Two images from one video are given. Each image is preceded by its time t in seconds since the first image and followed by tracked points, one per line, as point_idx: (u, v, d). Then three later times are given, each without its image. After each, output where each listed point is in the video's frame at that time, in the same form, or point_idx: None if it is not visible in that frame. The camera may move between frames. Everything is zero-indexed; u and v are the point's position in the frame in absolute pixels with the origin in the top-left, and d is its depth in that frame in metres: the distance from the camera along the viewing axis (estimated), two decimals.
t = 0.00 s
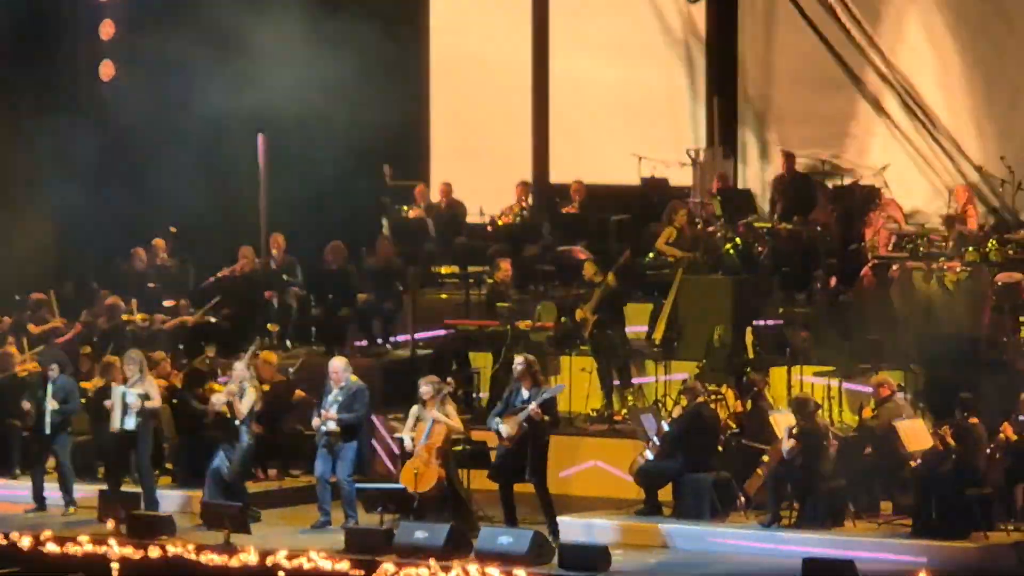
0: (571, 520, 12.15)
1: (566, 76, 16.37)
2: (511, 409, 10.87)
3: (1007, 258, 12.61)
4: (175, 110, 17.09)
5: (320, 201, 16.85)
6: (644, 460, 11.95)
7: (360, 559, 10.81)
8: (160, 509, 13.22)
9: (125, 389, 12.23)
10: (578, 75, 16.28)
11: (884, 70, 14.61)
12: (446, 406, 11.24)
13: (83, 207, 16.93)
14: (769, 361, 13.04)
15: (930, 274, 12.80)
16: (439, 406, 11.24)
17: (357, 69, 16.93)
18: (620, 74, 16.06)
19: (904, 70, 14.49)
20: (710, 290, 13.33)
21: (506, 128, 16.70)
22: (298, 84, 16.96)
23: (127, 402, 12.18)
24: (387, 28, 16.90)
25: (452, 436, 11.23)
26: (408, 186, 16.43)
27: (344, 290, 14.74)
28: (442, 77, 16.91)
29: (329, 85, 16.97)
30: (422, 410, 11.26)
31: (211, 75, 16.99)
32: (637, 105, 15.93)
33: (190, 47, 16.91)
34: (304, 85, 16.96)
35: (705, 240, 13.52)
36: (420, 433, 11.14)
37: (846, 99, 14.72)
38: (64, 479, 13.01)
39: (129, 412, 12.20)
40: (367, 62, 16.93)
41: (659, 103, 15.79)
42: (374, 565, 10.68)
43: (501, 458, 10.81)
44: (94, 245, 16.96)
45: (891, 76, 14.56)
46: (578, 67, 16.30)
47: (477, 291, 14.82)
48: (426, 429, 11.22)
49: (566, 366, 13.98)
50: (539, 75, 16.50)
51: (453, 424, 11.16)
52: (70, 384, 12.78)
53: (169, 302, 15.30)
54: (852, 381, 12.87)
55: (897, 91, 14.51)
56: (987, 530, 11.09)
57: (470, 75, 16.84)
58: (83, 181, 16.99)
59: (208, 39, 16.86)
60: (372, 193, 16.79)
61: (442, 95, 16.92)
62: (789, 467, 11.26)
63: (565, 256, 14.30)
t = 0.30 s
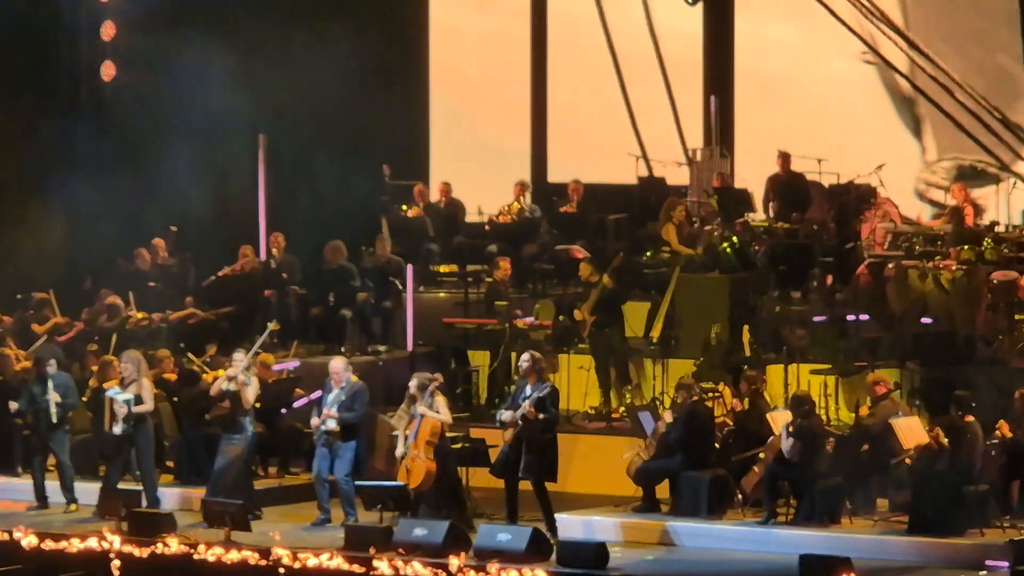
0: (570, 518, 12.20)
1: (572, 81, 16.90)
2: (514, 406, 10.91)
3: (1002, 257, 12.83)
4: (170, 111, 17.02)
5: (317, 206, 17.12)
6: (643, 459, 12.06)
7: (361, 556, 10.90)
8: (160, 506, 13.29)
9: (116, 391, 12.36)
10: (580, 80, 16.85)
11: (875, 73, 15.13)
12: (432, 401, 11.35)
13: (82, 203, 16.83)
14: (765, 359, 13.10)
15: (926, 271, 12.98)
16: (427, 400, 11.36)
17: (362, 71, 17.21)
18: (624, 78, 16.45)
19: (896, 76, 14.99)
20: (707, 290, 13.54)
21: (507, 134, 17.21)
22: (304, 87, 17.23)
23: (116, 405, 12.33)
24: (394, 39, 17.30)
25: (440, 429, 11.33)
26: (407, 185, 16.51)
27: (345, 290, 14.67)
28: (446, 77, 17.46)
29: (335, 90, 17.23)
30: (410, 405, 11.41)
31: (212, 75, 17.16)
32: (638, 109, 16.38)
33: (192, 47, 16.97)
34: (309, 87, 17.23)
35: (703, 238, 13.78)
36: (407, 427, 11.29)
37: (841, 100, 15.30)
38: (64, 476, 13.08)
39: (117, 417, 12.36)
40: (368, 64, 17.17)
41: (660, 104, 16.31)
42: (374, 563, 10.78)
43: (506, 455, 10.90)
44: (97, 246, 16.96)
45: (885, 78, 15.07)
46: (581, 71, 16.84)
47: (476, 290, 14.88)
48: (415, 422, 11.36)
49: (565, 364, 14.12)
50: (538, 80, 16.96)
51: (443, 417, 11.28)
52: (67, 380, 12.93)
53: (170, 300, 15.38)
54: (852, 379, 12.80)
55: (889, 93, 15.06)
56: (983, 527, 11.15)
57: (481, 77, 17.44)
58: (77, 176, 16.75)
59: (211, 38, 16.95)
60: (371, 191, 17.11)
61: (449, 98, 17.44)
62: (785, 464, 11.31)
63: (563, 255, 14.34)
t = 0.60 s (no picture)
0: (566, 513, 12.35)
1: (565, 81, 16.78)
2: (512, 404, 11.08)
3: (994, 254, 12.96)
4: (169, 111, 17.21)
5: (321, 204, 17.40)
6: (639, 457, 12.19)
7: (360, 552, 11.00)
8: (161, 502, 13.44)
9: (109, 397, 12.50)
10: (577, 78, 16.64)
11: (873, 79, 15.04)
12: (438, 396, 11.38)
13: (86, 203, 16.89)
14: (761, 356, 13.26)
15: (920, 270, 13.16)
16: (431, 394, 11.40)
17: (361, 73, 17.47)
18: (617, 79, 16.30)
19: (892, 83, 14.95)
20: (700, 287, 13.46)
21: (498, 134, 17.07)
22: (308, 88, 17.45)
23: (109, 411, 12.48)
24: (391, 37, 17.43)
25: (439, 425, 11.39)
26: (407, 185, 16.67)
27: (347, 287, 15.01)
28: (442, 78, 17.35)
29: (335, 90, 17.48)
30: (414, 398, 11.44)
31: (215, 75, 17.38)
32: (630, 111, 16.23)
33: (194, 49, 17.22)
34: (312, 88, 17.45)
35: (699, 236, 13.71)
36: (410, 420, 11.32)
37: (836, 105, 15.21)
38: (66, 473, 13.22)
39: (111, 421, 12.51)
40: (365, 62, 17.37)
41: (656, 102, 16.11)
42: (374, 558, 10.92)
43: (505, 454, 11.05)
44: (101, 245, 17.04)
45: (879, 87, 15.01)
46: (573, 73, 16.65)
47: (473, 289, 15.00)
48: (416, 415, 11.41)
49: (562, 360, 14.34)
50: (534, 83, 16.84)
51: (439, 413, 11.25)
52: (65, 375, 12.98)
53: (170, 299, 15.52)
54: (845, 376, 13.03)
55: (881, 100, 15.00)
56: (976, 522, 11.30)
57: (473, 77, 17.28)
58: (81, 176, 16.85)
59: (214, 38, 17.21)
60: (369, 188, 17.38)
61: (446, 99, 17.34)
62: (780, 460, 11.47)
63: (560, 252, 14.43)
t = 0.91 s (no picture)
0: (565, 509, 12.54)
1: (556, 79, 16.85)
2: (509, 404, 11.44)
3: (987, 254, 13.02)
4: (169, 104, 17.43)
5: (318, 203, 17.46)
6: (636, 455, 12.37)
7: (361, 545, 11.29)
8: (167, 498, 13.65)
9: (122, 392, 12.75)
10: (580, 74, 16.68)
11: (873, 81, 15.26)
12: (446, 398, 11.66)
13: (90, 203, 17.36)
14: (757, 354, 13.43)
15: (912, 270, 13.30)
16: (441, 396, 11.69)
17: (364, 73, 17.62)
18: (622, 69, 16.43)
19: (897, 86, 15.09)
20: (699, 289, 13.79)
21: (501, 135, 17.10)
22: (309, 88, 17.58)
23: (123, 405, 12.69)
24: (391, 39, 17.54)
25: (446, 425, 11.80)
26: (408, 186, 16.90)
27: (348, 287, 15.20)
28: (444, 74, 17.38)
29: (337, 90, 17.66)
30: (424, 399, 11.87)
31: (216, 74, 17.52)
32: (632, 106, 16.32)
33: (201, 52, 17.45)
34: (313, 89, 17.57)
35: (693, 235, 13.75)
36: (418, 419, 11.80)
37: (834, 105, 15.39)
38: (73, 470, 13.45)
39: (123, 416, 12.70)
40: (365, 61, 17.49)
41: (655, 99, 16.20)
42: (377, 552, 11.13)
43: (498, 453, 11.26)
44: (104, 244, 17.38)
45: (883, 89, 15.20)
46: (563, 73, 16.80)
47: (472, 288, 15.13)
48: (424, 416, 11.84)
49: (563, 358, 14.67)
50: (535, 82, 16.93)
51: (442, 413, 11.59)
52: (71, 374, 13.22)
53: (175, 298, 15.70)
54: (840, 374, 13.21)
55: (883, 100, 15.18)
56: (969, 518, 11.44)
57: (474, 73, 17.32)
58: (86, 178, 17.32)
59: (212, 37, 17.41)
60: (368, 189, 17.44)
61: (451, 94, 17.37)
62: (776, 455, 11.63)
63: (558, 251, 14.50)
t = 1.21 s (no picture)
0: (561, 508, 12.64)
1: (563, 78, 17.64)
2: (501, 400, 11.45)
3: (983, 254, 13.20)
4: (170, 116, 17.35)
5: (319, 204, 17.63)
6: (633, 454, 12.44)
7: (361, 544, 11.41)
8: (168, 497, 13.75)
9: (130, 391, 12.91)
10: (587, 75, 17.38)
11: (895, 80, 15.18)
12: (441, 396, 11.77)
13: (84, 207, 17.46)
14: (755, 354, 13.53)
15: (910, 271, 13.35)
16: (429, 392, 11.80)
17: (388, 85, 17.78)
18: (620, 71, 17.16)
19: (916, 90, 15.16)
20: (699, 291, 13.74)
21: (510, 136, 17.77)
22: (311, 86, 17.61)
23: (131, 403, 12.85)
24: (396, 43, 17.79)
25: (439, 424, 11.74)
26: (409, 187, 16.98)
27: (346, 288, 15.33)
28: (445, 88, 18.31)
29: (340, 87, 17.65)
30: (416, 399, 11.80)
31: (215, 73, 17.45)
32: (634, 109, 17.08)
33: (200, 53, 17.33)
34: (315, 84, 17.55)
35: (693, 237, 13.97)
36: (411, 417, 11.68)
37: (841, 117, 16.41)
38: (74, 470, 13.55)
39: (129, 414, 12.82)
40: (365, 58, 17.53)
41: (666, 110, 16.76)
42: (378, 552, 11.23)
43: (490, 454, 11.41)
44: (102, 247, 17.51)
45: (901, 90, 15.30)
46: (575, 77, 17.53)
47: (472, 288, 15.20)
48: (416, 415, 11.74)
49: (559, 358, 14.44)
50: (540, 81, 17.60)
51: (444, 408, 11.66)
52: (73, 376, 13.30)
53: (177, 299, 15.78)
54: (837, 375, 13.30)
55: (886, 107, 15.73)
56: (963, 517, 11.57)
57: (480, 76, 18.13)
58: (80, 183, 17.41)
59: (216, 39, 17.27)
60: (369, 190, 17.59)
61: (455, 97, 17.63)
62: (776, 454, 11.71)
63: (557, 254, 14.74)
